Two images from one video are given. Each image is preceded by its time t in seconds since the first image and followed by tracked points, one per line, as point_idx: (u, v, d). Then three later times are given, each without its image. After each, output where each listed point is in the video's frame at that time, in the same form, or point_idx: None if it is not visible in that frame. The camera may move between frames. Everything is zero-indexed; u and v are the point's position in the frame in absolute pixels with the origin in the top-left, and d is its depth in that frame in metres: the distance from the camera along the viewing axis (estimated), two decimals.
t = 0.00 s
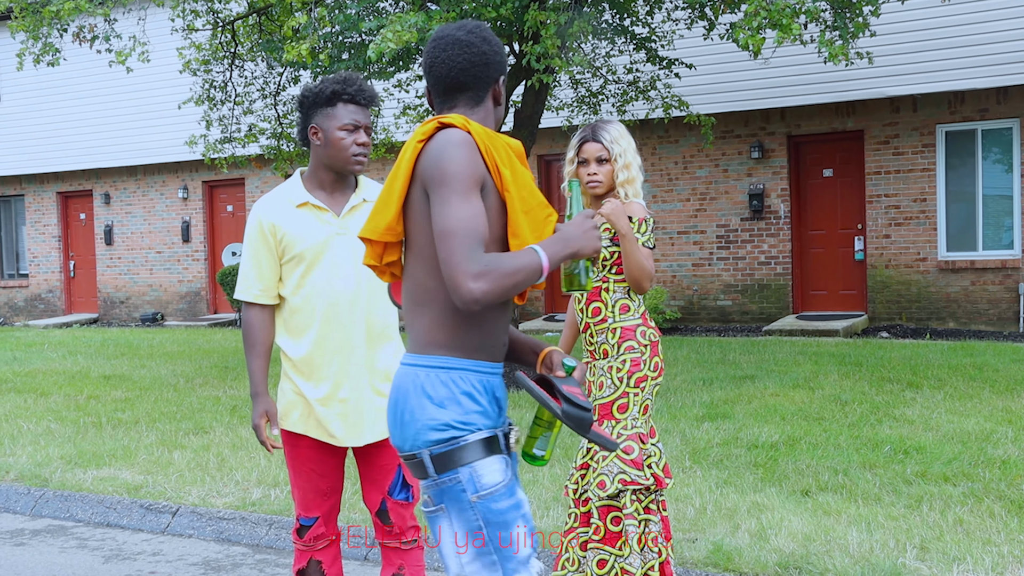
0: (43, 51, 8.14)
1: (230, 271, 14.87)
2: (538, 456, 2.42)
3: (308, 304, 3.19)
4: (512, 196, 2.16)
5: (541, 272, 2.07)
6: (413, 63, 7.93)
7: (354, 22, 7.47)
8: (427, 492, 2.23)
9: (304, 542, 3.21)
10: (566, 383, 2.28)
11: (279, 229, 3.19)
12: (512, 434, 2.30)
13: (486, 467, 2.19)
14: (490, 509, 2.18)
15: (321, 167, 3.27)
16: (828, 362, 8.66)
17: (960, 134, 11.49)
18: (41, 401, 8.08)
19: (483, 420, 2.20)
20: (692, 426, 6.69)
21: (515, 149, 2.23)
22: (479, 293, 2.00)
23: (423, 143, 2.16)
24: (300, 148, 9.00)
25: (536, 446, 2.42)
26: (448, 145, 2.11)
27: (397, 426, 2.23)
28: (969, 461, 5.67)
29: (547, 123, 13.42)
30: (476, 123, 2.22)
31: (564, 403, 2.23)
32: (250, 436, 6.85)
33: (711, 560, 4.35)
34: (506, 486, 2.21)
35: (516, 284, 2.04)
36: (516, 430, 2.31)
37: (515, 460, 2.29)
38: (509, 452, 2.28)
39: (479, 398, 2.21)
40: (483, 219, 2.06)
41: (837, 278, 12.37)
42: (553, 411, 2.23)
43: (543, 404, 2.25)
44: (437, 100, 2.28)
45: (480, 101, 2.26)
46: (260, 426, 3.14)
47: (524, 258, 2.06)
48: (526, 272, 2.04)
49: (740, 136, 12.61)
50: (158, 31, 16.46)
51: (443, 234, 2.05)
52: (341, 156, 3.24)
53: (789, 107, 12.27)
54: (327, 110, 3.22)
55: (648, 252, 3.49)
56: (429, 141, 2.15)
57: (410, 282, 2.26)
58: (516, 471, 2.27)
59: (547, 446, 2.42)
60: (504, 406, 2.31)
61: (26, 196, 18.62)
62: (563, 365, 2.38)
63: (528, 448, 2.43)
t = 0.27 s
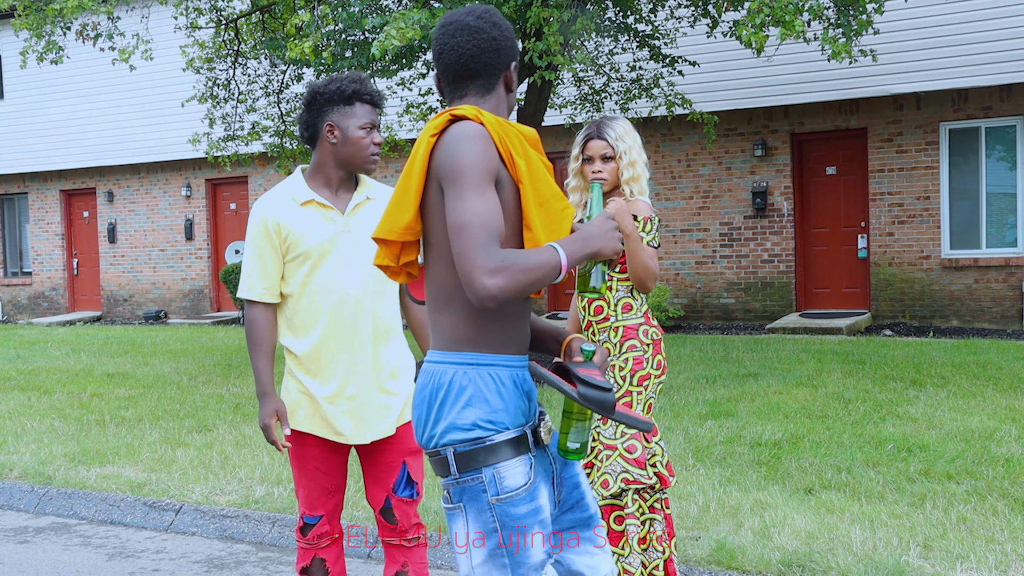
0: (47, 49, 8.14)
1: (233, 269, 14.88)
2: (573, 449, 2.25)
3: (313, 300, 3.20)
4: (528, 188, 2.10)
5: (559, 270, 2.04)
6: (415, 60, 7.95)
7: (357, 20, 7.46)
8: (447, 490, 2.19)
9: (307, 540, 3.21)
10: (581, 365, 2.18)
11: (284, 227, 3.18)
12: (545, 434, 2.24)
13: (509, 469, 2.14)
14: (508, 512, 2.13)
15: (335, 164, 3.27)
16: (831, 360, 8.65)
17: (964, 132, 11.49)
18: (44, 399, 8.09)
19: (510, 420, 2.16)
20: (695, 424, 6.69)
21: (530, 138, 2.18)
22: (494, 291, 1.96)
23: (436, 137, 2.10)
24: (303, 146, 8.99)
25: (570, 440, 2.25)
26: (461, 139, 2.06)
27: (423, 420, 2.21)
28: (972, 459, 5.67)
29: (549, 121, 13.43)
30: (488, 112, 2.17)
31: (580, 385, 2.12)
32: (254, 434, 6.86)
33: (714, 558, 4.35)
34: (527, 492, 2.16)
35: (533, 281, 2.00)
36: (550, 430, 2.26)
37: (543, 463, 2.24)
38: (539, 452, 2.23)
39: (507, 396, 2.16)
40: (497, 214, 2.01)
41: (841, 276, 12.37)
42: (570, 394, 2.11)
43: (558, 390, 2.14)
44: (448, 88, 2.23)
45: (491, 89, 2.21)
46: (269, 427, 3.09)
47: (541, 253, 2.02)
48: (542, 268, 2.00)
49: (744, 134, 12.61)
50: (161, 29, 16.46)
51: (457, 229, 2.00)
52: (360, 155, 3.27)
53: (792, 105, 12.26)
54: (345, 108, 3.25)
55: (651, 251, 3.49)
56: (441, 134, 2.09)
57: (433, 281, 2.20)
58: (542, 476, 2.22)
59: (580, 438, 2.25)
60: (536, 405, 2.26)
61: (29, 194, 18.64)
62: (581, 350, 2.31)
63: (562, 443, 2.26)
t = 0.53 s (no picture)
0: (50, 47, 8.15)
1: (236, 267, 14.88)
2: (579, 450, 2.23)
3: (318, 298, 3.19)
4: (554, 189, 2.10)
5: (583, 270, 2.02)
6: (419, 58, 7.95)
7: (360, 18, 7.47)
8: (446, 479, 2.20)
9: (310, 539, 3.21)
10: (586, 371, 2.19)
11: (289, 224, 3.16)
12: (556, 433, 2.23)
13: (508, 468, 2.14)
14: (501, 511, 2.14)
15: (342, 163, 3.27)
16: (834, 359, 8.65)
17: (966, 131, 11.49)
18: (48, 397, 8.09)
19: (515, 420, 2.15)
20: (698, 423, 6.69)
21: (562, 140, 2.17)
22: (514, 290, 1.96)
23: (468, 133, 2.10)
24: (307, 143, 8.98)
25: (578, 440, 2.22)
26: (491, 137, 2.06)
27: (431, 410, 2.21)
28: (975, 458, 5.67)
29: (553, 120, 13.43)
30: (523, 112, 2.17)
31: (582, 391, 2.11)
32: (256, 432, 6.86)
33: (717, 556, 4.34)
34: (524, 493, 2.16)
35: (553, 282, 1.99)
36: (561, 432, 2.23)
37: (548, 465, 2.22)
38: (546, 452, 2.22)
39: (512, 395, 2.16)
40: (523, 214, 2.01)
41: (844, 275, 12.37)
42: (572, 397, 2.10)
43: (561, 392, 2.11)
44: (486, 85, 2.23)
45: (529, 87, 2.21)
46: (278, 424, 3.09)
47: (563, 254, 2.01)
48: (565, 268, 2.00)
49: (747, 133, 12.61)
50: (164, 28, 16.46)
51: (481, 228, 2.00)
52: (366, 153, 3.28)
53: (795, 104, 12.26)
54: (350, 106, 3.26)
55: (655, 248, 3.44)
56: (472, 132, 2.09)
57: (453, 276, 2.19)
58: (545, 478, 2.21)
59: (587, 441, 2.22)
60: (548, 405, 2.24)
61: (32, 192, 18.65)
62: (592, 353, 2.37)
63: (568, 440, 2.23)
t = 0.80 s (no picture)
0: (52, 46, 8.14)
1: (238, 266, 14.88)
2: (634, 449, 2.22)
3: (320, 298, 3.19)
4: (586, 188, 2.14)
5: (626, 254, 2.06)
6: (421, 57, 7.96)
7: (362, 17, 7.46)
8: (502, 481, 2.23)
9: (312, 538, 3.21)
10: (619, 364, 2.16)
11: (291, 224, 3.16)
12: (612, 436, 2.22)
13: (560, 469, 2.16)
14: (556, 513, 2.17)
15: (342, 161, 3.27)
16: (836, 359, 8.65)
17: (968, 130, 11.48)
18: (49, 396, 8.09)
19: (568, 422, 2.17)
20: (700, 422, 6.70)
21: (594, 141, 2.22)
22: (560, 280, 2.02)
23: (500, 138, 2.16)
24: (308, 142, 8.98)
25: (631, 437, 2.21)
26: (522, 137, 2.11)
27: (486, 411, 2.25)
28: (977, 457, 5.67)
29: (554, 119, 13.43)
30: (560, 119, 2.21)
31: (611, 381, 2.09)
32: (258, 431, 6.86)
33: (719, 556, 4.34)
34: (578, 496, 2.18)
35: (598, 269, 2.04)
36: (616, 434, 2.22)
37: (603, 467, 2.24)
38: (601, 455, 2.23)
39: (564, 396, 2.17)
40: (562, 208, 2.07)
41: (845, 274, 12.37)
42: (600, 387, 2.09)
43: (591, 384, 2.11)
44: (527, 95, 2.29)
45: (565, 96, 2.24)
46: (281, 424, 3.09)
47: (603, 240, 2.05)
48: (607, 254, 2.04)
49: (748, 132, 12.61)
50: (166, 27, 16.47)
51: (522, 224, 2.06)
52: (367, 152, 3.28)
53: (797, 103, 12.25)
54: (351, 105, 3.27)
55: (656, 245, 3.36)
56: (503, 135, 2.15)
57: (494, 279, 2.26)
58: (599, 480, 2.23)
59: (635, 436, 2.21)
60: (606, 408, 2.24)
61: (34, 190, 18.65)
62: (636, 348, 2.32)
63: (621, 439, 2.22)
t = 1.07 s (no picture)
0: (54, 45, 8.13)
1: (239, 265, 14.89)
2: (688, 430, 2.61)
3: (320, 298, 3.19)
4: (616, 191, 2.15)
5: (651, 248, 2.04)
6: (422, 57, 7.96)
7: (364, 17, 7.46)
8: (565, 484, 2.23)
9: (313, 537, 3.21)
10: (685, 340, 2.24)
11: (292, 224, 3.16)
12: (646, 424, 2.28)
13: (617, 447, 2.17)
14: (627, 488, 2.15)
15: (342, 162, 3.27)
16: (837, 358, 8.65)
17: (970, 129, 11.48)
18: (50, 395, 8.09)
19: (610, 407, 2.21)
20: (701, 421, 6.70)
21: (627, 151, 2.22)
22: (584, 280, 2.02)
23: (540, 146, 2.19)
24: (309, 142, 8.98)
25: (685, 418, 2.62)
26: (560, 145, 2.14)
27: (529, 429, 2.26)
28: (979, 456, 5.67)
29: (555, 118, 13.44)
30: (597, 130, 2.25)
31: (680, 355, 2.17)
32: (259, 430, 6.86)
33: (721, 555, 4.34)
34: (642, 466, 2.17)
35: (624, 265, 2.02)
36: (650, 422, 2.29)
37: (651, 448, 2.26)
38: (644, 437, 2.26)
39: (604, 383, 2.22)
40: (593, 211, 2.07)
41: (846, 274, 12.37)
42: (671, 363, 2.16)
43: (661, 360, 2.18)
44: (565, 109, 2.32)
45: (604, 109, 2.28)
46: (281, 425, 3.09)
47: (629, 236, 2.04)
48: (632, 249, 2.03)
49: (749, 131, 12.61)
50: (168, 26, 16.48)
51: (552, 228, 2.07)
52: (366, 151, 3.28)
53: (798, 102, 12.25)
54: (349, 105, 3.27)
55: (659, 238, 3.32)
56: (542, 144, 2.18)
57: (531, 284, 2.28)
58: (654, 456, 2.24)
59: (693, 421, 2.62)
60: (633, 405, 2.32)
61: (35, 190, 18.65)
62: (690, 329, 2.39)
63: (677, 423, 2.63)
